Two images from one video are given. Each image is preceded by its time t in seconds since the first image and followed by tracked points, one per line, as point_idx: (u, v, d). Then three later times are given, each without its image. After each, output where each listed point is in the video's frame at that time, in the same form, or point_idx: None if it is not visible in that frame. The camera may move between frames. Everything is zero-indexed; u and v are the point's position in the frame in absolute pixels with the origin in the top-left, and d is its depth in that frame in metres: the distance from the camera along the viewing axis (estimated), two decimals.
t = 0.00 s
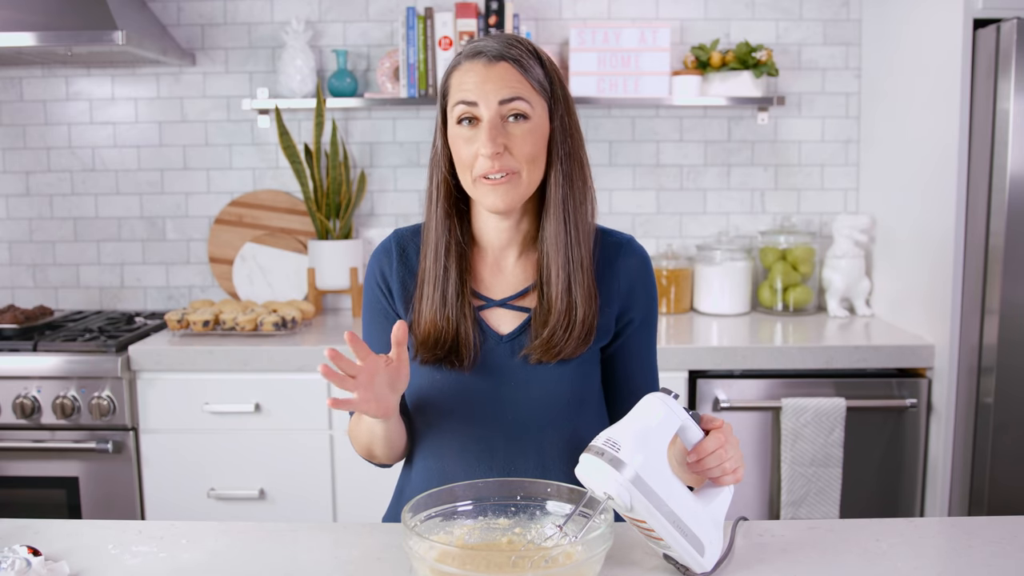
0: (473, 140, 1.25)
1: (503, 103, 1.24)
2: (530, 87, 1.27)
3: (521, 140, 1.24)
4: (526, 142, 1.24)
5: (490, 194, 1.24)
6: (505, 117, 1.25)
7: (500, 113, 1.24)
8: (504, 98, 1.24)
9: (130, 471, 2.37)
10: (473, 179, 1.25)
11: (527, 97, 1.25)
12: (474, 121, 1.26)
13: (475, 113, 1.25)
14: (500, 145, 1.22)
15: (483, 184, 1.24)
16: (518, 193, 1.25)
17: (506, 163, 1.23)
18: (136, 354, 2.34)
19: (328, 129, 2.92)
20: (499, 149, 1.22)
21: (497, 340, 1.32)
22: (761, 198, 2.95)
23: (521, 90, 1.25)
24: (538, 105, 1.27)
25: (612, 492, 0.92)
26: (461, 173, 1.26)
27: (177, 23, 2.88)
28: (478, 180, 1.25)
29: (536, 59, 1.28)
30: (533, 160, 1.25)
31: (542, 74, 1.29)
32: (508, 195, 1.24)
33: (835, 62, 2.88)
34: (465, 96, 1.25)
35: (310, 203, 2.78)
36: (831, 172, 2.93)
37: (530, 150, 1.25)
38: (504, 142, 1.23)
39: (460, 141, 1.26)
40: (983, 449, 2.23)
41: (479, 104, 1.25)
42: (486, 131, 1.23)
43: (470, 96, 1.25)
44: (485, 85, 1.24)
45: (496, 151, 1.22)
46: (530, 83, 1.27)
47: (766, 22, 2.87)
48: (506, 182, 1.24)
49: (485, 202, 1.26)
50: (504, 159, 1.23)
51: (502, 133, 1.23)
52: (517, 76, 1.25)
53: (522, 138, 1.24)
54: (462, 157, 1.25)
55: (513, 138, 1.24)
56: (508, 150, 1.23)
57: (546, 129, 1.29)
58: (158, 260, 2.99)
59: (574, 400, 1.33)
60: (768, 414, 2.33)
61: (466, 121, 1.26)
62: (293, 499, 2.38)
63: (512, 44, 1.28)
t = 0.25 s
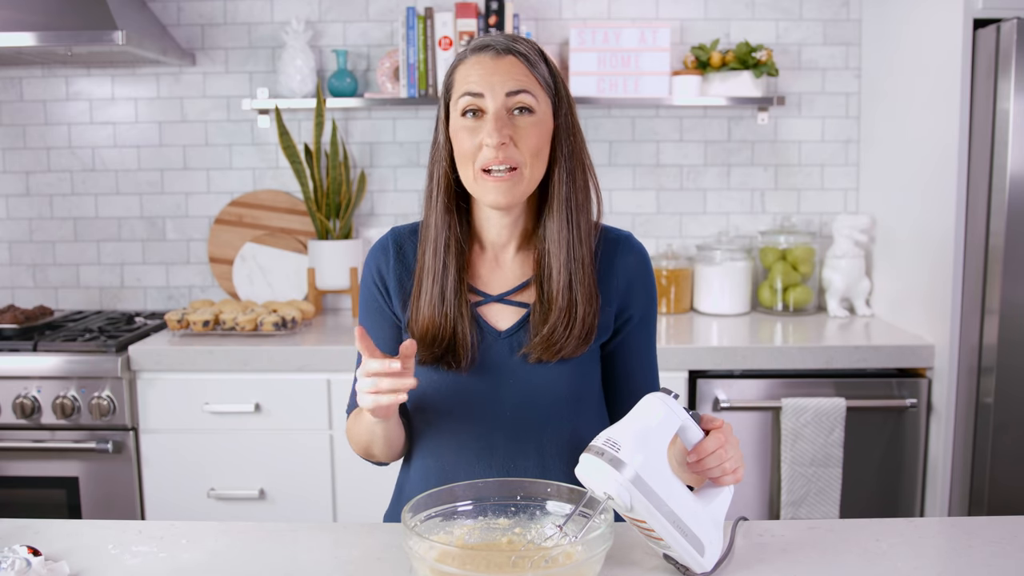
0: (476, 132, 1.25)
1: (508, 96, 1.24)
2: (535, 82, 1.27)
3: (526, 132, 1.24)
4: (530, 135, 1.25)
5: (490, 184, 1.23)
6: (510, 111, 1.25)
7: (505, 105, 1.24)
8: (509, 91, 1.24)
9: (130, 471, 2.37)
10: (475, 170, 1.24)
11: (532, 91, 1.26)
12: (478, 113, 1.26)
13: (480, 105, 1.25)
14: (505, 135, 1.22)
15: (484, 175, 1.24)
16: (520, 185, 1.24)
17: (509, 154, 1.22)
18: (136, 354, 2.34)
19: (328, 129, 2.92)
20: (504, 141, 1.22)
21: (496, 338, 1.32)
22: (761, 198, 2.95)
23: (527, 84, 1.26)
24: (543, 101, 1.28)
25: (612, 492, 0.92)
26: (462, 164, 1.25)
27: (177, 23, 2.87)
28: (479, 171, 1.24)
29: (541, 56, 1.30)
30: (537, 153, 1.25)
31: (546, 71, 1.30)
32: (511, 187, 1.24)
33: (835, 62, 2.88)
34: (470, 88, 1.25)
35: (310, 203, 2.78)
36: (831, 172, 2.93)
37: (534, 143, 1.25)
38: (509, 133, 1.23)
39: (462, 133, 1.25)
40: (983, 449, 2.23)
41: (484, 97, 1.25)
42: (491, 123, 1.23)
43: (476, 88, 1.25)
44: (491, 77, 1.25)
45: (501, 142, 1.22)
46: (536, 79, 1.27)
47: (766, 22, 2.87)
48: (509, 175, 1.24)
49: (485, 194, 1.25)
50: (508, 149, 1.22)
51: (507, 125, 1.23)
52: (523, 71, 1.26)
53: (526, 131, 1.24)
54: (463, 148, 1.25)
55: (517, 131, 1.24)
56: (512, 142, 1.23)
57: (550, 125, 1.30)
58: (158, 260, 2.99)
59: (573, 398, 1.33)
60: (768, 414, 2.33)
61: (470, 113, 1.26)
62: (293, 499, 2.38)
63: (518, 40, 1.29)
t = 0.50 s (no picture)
0: (479, 130, 1.24)
1: (513, 95, 1.24)
2: (539, 82, 1.28)
3: (530, 132, 1.24)
4: (533, 134, 1.25)
5: (493, 183, 1.23)
6: (514, 110, 1.25)
7: (508, 104, 1.24)
8: (514, 90, 1.24)
9: (130, 471, 2.37)
10: (476, 168, 1.24)
11: (536, 91, 1.26)
12: (481, 111, 1.26)
13: (483, 103, 1.25)
14: (508, 134, 1.22)
15: (486, 173, 1.23)
16: (522, 185, 1.24)
17: (512, 152, 1.22)
18: (136, 354, 2.34)
19: (328, 129, 2.92)
20: (507, 140, 1.22)
21: (495, 339, 1.32)
22: (761, 198, 2.95)
23: (531, 84, 1.26)
24: (546, 101, 1.28)
25: (612, 492, 0.92)
26: (464, 163, 1.25)
27: (177, 23, 2.87)
28: (481, 169, 1.24)
29: (545, 56, 1.30)
30: (539, 153, 1.25)
31: (550, 71, 1.30)
32: (513, 186, 1.23)
33: (835, 62, 2.88)
34: (474, 86, 1.25)
35: (310, 203, 2.78)
36: (831, 172, 2.93)
37: (537, 143, 1.25)
38: (513, 132, 1.23)
39: (465, 131, 1.25)
40: (983, 449, 2.23)
41: (489, 95, 1.25)
42: (495, 121, 1.23)
43: (480, 86, 1.25)
44: (495, 75, 1.25)
45: (505, 140, 1.22)
46: (539, 79, 1.28)
47: (766, 22, 2.87)
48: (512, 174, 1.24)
49: (487, 193, 1.24)
50: (511, 148, 1.22)
51: (511, 124, 1.23)
52: (527, 70, 1.26)
53: (530, 130, 1.25)
54: (466, 146, 1.24)
55: (521, 130, 1.24)
56: (516, 141, 1.23)
57: (552, 125, 1.30)
58: (158, 260, 2.99)
59: (572, 399, 1.33)
60: (768, 414, 2.33)
61: (472, 111, 1.26)
62: (293, 499, 2.38)
63: (522, 39, 1.29)
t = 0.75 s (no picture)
0: (481, 132, 1.24)
1: (515, 97, 1.24)
2: (541, 84, 1.28)
3: (532, 135, 1.24)
4: (536, 137, 1.25)
5: (494, 186, 1.23)
6: (516, 112, 1.25)
7: (511, 107, 1.24)
8: (516, 92, 1.24)
9: (130, 471, 2.37)
10: (478, 170, 1.24)
11: (538, 94, 1.26)
12: (483, 112, 1.25)
13: (485, 105, 1.25)
14: (511, 137, 1.22)
15: (488, 176, 1.23)
16: (523, 188, 1.24)
17: (514, 156, 1.22)
18: (136, 354, 2.34)
19: (328, 129, 2.92)
20: (510, 143, 1.22)
21: (492, 340, 1.32)
22: (761, 198, 2.95)
23: (533, 87, 1.26)
24: (548, 103, 1.28)
25: (612, 492, 0.92)
26: (466, 165, 1.25)
27: (177, 23, 2.88)
28: (482, 172, 1.24)
29: (547, 59, 1.30)
30: (540, 156, 1.25)
31: (551, 73, 1.31)
32: (514, 189, 1.24)
33: (835, 62, 2.88)
34: (476, 87, 1.25)
35: (310, 203, 2.78)
36: (831, 172, 2.93)
37: (538, 146, 1.25)
38: (515, 134, 1.23)
39: (466, 133, 1.25)
40: (983, 449, 2.23)
41: (491, 97, 1.25)
42: (497, 124, 1.23)
43: (482, 88, 1.25)
44: (498, 77, 1.24)
45: (507, 144, 1.22)
46: (541, 81, 1.28)
47: (766, 22, 2.87)
48: (513, 177, 1.24)
49: (487, 195, 1.25)
50: (513, 151, 1.22)
51: (513, 127, 1.23)
52: (530, 72, 1.26)
53: (532, 133, 1.25)
54: (467, 148, 1.24)
55: (523, 133, 1.24)
56: (518, 144, 1.23)
57: (553, 128, 1.30)
58: (158, 260, 2.99)
59: (570, 399, 1.33)
60: (768, 414, 2.33)
61: (474, 112, 1.26)
62: (293, 499, 2.38)
63: (525, 41, 1.29)
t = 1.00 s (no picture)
0: (480, 134, 1.24)
1: (514, 99, 1.24)
2: (540, 85, 1.28)
3: (531, 137, 1.24)
4: (534, 138, 1.25)
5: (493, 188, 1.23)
6: (515, 114, 1.25)
7: (510, 109, 1.24)
8: (515, 94, 1.24)
9: (130, 471, 2.37)
10: (477, 172, 1.24)
11: (537, 95, 1.26)
12: (482, 114, 1.25)
13: (484, 107, 1.25)
14: (510, 139, 1.22)
15: (487, 178, 1.23)
16: (522, 190, 1.24)
17: (513, 158, 1.22)
18: (136, 354, 2.34)
19: (328, 129, 2.92)
20: (509, 145, 1.22)
21: (492, 341, 1.32)
22: (761, 198, 2.95)
23: (532, 88, 1.26)
24: (546, 104, 1.28)
25: (612, 492, 0.92)
26: (464, 167, 1.25)
27: (177, 23, 2.87)
28: (481, 174, 1.24)
29: (545, 59, 1.30)
30: (539, 157, 1.25)
31: (549, 74, 1.30)
32: (513, 191, 1.24)
33: (835, 62, 2.88)
34: (474, 89, 1.25)
35: (310, 203, 2.78)
36: (831, 172, 2.93)
37: (538, 147, 1.25)
38: (514, 136, 1.23)
39: (464, 134, 1.25)
40: (983, 449, 2.23)
41: (489, 99, 1.24)
42: (496, 126, 1.23)
43: (481, 90, 1.24)
44: (496, 79, 1.24)
45: (506, 146, 1.22)
46: (539, 82, 1.27)
47: (766, 22, 2.87)
48: (513, 179, 1.24)
49: (487, 197, 1.25)
50: (512, 153, 1.22)
51: (512, 129, 1.23)
52: (528, 73, 1.26)
53: (531, 135, 1.25)
54: (466, 150, 1.24)
55: (522, 135, 1.24)
56: (517, 146, 1.23)
57: (552, 129, 1.30)
58: (158, 260, 2.99)
59: (569, 400, 1.33)
60: (768, 414, 2.33)
61: (473, 114, 1.26)
62: (293, 500, 2.38)
63: (523, 42, 1.29)
